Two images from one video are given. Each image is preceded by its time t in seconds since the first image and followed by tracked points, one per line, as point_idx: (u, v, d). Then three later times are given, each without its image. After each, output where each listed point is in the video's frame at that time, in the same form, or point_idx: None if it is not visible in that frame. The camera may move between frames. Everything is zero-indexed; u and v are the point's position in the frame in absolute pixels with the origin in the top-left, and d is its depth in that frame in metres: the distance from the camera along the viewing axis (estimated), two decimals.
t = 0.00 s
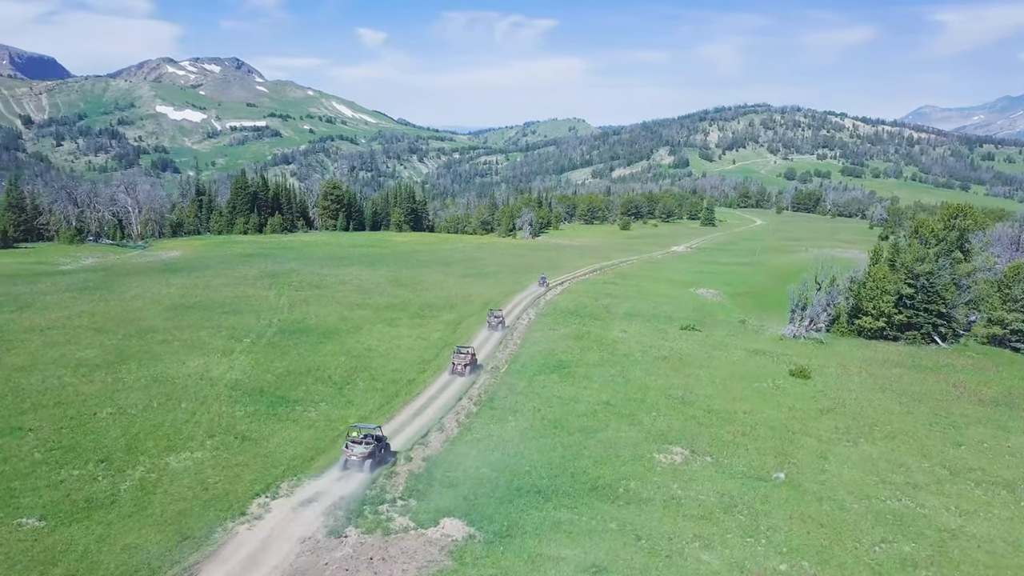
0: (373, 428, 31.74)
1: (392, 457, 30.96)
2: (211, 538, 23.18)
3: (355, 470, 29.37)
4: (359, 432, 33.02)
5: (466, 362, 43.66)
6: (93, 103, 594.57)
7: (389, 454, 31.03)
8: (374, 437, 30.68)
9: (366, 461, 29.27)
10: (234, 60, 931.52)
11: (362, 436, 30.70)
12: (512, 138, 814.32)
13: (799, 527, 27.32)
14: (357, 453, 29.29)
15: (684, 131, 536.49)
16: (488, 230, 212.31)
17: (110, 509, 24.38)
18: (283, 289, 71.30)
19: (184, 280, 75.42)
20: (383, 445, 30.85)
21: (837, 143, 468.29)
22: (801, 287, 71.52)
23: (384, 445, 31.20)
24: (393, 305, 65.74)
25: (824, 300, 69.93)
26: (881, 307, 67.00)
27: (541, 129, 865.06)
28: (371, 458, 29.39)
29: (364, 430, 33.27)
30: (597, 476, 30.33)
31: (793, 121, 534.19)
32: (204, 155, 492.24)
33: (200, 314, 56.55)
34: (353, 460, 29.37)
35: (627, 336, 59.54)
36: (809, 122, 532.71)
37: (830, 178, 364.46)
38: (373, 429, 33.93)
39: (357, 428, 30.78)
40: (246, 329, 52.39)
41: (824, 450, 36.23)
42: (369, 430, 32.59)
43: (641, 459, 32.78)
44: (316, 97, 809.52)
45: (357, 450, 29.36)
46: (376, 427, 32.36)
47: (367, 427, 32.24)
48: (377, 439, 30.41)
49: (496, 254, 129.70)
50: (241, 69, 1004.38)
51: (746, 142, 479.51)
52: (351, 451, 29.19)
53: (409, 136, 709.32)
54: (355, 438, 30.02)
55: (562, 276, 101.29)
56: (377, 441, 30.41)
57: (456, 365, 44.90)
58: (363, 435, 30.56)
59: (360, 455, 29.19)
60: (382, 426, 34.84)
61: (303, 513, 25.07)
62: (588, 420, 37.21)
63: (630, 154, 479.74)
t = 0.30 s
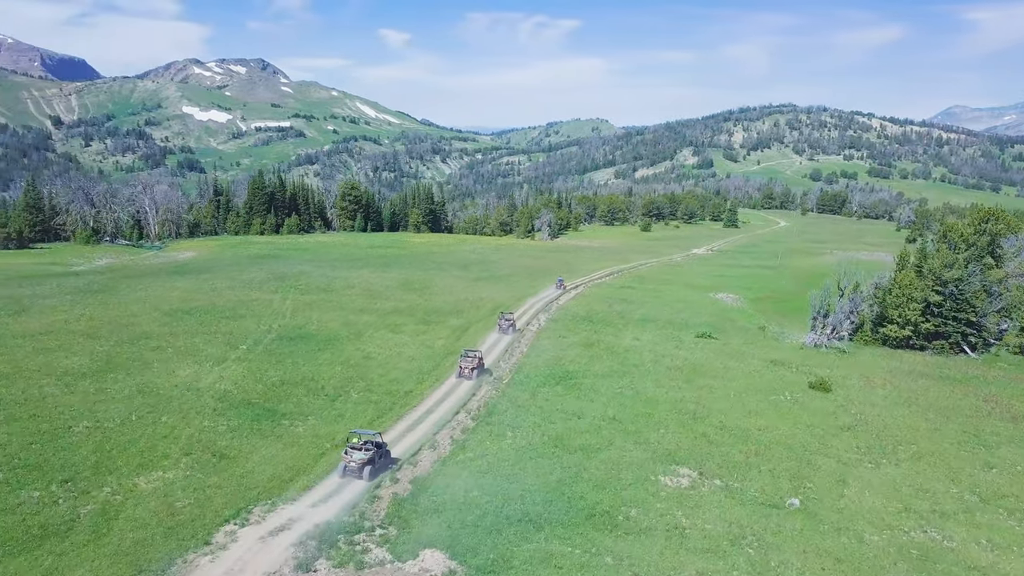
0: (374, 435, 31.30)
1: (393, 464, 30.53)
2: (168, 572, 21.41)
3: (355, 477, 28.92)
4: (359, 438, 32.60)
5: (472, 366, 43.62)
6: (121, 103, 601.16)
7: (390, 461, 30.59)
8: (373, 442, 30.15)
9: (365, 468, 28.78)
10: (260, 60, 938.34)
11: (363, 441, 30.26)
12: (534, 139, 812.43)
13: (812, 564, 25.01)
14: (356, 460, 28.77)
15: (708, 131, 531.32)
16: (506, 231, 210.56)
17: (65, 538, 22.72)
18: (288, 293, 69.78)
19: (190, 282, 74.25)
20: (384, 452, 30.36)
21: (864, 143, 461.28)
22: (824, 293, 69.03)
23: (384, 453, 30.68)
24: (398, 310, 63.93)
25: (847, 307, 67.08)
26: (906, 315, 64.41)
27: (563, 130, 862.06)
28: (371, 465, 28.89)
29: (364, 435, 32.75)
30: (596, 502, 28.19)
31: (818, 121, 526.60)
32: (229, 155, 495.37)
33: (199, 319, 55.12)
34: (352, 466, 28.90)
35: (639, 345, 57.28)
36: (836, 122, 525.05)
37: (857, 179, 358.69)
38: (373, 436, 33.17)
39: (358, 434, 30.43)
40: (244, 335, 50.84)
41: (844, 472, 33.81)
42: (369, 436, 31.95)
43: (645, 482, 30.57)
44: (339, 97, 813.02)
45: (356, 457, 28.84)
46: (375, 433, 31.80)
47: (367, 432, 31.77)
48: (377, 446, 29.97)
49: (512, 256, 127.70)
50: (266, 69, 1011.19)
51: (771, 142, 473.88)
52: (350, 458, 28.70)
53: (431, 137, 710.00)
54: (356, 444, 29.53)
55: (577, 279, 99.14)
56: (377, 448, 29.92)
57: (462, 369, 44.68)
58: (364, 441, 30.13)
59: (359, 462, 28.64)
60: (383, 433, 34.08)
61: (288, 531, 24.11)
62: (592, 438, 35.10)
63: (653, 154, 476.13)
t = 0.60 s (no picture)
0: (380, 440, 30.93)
1: (401, 469, 30.18)
2: None
3: (360, 483, 28.50)
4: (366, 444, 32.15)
5: (485, 369, 43.81)
6: (153, 103, 608.64)
7: (397, 467, 30.15)
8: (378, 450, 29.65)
9: (370, 474, 28.39)
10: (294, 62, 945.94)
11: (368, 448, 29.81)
12: (562, 139, 809.39)
13: None
14: (361, 466, 28.34)
15: (739, 132, 524.87)
16: (531, 232, 208.61)
17: (17, 568, 21.13)
18: (299, 296, 68.35)
19: (202, 285, 73.05)
20: (389, 458, 29.96)
21: (899, 144, 452.38)
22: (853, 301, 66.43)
23: (391, 459, 30.27)
24: (410, 315, 62.18)
25: (877, 316, 64.41)
26: (941, 325, 61.37)
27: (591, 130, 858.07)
28: (376, 471, 28.52)
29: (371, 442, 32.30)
30: (596, 533, 26.05)
31: (851, 121, 517.54)
32: (258, 155, 498.86)
33: (203, 324, 53.68)
34: (358, 473, 28.49)
35: (656, 354, 54.88)
36: (869, 122, 515.68)
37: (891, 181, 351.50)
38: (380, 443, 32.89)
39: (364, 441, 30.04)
40: (246, 341, 49.32)
41: (870, 499, 31.29)
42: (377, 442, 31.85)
43: (651, 509, 28.40)
44: (368, 98, 816.58)
45: (361, 463, 28.40)
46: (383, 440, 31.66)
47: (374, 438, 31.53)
48: (383, 452, 29.57)
49: (534, 258, 125.56)
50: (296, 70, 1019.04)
51: (802, 143, 466.56)
52: (355, 464, 28.28)
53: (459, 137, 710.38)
54: (361, 451, 29.08)
55: (599, 283, 96.88)
56: (383, 454, 29.49)
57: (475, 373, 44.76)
58: (370, 448, 29.70)
59: (364, 468, 28.24)
60: (390, 439, 33.89)
61: (286, 545, 23.46)
62: (598, 459, 32.94)
63: (682, 155, 471.38)
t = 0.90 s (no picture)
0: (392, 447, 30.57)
1: (413, 477, 29.88)
2: None
3: (371, 490, 28.29)
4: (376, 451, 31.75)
5: (502, 373, 42.85)
6: (190, 104, 616.42)
7: (408, 476, 29.77)
8: (390, 457, 29.31)
9: (381, 481, 28.12)
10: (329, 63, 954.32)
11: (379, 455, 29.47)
12: (595, 140, 805.07)
13: None
14: (372, 473, 28.12)
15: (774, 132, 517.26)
16: (559, 233, 206.25)
17: None
18: (314, 300, 66.85)
19: (217, 288, 72.02)
20: (401, 466, 29.61)
21: (939, 145, 441.88)
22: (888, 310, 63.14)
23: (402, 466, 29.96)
24: (424, 321, 60.31)
25: (914, 325, 60.93)
26: (983, 336, 58.04)
27: (624, 131, 852.33)
28: (387, 478, 28.21)
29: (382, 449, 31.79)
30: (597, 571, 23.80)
31: (889, 121, 506.67)
32: (291, 155, 502.49)
33: (212, 328, 52.46)
34: (369, 479, 28.26)
35: (677, 365, 52.36)
36: (908, 122, 504.51)
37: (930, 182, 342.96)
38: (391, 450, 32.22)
39: (376, 447, 29.66)
40: (251, 348, 47.85)
41: (904, 533, 28.64)
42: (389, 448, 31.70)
43: (661, 541, 26.11)
44: (401, 99, 819.92)
45: (372, 470, 28.18)
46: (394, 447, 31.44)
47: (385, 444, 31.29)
48: (394, 459, 29.19)
49: (559, 260, 123.23)
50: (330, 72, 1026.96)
51: (839, 143, 457.94)
52: (366, 471, 28.09)
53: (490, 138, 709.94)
54: (373, 457, 28.83)
55: (624, 287, 94.39)
56: (394, 461, 29.20)
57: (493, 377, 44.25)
58: (381, 454, 29.41)
59: (375, 475, 28.03)
60: (401, 447, 33.06)
61: (295, 553, 23.29)
62: (607, 482, 30.72)
63: (716, 155, 465.69)
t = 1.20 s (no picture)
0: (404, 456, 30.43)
1: (425, 485, 29.63)
2: None
3: (383, 499, 27.97)
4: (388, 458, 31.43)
5: (519, 379, 42.63)
6: (224, 104, 622.62)
7: (421, 486, 29.52)
8: (403, 465, 29.16)
9: (392, 490, 27.83)
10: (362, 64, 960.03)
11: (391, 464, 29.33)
12: (626, 140, 799.75)
13: None
14: (383, 482, 27.88)
15: (809, 132, 509.07)
16: (586, 235, 203.79)
17: None
18: (327, 304, 65.46)
19: (231, 291, 70.87)
20: (413, 474, 29.41)
21: (980, 145, 431.05)
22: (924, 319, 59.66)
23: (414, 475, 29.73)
24: (437, 327, 58.57)
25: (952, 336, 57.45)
26: None
27: (656, 131, 845.64)
28: (399, 487, 27.94)
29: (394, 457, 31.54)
30: None
31: (927, 121, 495.39)
32: (323, 156, 505.16)
33: (218, 334, 51.16)
34: (380, 488, 27.99)
35: (698, 376, 49.92)
36: (947, 122, 493.13)
37: (971, 184, 334.21)
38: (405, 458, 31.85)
39: (388, 455, 29.53)
40: (255, 355, 46.30)
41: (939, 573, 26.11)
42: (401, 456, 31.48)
43: None
44: (433, 99, 821.84)
45: (384, 479, 27.95)
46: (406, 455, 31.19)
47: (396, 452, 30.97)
48: (407, 467, 29.05)
49: (584, 263, 120.92)
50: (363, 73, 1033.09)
51: (876, 143, 448.94)
52: (378, 480, 27.87)
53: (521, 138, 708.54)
54: (385, 466, 28.69)
55: (649, 291, 91.99)
56: (406, 470, 29.04)
57: (510, 382, 43.73)
58: (393, 462, 29.25)
59: (387, 484, 27.78)
60: (413, 454, 32.73)
61: None
62: (615, 510, 28.60)
63: (749, 156, 459.15)
